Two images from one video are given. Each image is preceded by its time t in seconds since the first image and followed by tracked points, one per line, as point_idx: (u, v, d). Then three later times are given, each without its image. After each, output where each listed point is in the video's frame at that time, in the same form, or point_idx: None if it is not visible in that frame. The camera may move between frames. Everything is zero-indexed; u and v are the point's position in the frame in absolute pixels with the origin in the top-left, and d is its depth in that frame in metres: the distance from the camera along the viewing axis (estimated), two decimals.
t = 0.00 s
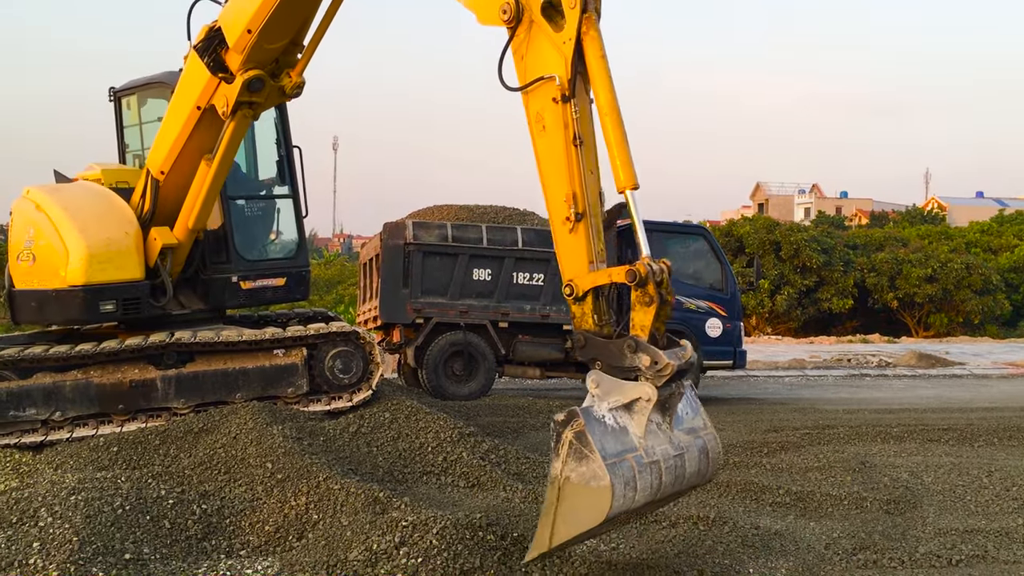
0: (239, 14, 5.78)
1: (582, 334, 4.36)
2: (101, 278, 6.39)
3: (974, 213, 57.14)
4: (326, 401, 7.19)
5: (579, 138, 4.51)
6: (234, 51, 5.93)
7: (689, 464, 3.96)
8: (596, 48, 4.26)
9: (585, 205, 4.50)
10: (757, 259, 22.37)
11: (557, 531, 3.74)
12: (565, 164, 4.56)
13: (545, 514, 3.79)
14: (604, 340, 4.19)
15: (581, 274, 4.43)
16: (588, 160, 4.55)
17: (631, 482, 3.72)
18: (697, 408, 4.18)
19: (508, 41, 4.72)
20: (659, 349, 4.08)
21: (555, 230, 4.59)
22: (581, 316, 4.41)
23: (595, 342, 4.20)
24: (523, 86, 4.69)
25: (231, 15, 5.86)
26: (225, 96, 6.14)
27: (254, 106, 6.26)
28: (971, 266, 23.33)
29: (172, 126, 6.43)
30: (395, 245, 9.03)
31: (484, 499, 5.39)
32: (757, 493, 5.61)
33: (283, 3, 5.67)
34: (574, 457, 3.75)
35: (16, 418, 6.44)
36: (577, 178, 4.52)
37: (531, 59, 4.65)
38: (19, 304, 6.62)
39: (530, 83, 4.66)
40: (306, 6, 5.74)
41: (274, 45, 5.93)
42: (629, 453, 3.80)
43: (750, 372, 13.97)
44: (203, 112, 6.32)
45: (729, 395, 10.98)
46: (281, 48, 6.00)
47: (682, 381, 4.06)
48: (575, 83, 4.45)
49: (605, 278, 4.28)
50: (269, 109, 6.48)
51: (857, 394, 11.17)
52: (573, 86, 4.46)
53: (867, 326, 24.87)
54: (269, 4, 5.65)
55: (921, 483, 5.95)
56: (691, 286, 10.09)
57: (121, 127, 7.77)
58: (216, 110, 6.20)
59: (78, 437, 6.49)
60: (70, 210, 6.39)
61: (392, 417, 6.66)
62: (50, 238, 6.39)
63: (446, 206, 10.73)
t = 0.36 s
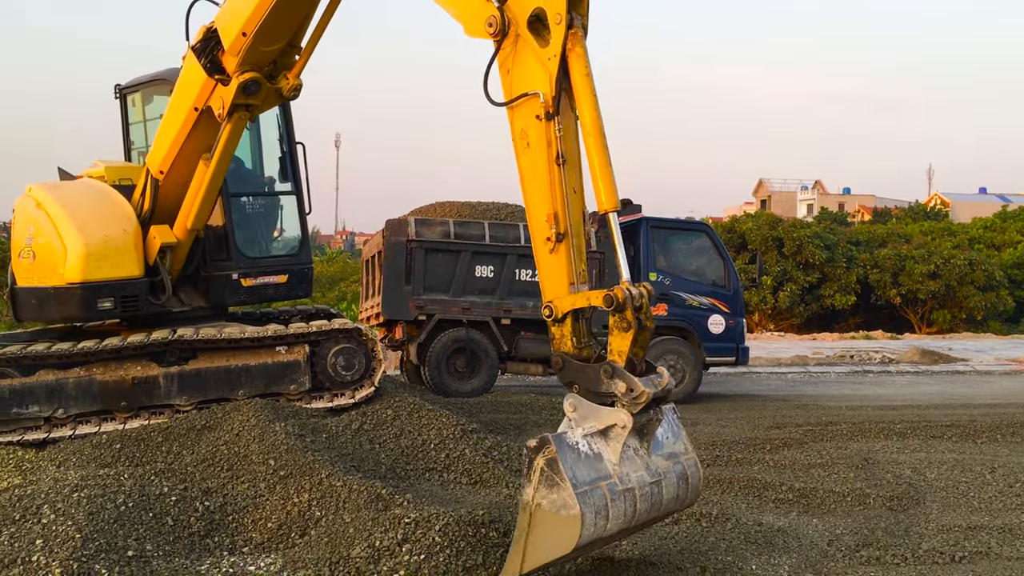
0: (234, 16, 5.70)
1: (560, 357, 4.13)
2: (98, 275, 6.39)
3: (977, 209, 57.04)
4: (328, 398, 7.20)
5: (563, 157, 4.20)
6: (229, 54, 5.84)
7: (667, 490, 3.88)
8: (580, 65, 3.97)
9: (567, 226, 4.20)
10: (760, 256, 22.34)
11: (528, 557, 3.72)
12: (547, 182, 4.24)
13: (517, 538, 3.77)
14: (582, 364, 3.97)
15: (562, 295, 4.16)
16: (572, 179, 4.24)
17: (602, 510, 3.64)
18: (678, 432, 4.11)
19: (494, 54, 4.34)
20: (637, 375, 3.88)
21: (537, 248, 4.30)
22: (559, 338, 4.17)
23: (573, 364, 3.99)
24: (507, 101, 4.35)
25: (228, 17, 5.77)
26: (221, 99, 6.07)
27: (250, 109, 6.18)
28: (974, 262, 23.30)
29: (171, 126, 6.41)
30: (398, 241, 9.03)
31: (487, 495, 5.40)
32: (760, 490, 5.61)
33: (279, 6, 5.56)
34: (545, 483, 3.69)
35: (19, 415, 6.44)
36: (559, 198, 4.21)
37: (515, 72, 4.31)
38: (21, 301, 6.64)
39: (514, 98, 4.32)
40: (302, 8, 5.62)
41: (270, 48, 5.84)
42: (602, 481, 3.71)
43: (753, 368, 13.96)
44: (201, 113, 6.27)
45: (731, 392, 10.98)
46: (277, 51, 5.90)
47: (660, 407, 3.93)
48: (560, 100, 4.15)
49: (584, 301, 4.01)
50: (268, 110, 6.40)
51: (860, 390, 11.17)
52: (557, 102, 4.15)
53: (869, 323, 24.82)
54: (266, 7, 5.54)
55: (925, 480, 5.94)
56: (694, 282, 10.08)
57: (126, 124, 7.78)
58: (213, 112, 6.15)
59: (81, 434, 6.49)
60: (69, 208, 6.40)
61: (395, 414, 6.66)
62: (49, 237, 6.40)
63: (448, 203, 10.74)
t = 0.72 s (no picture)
0: (229, 15, 5.64)
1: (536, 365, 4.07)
2: (96, 273, 6.39)
3: (977, 206, 57.00)
4: (329, 395, 7.20)
5: (546, 165, 4.08)
6: (224, 54, 5.80)
7: (639, 502, 3.88)
8: (567, 75, 3.83)
9: (548, 235, 4.08)
10: (761, 253, 22.32)
11: (498, 565, 3.73)
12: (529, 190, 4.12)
13: (487, 547, 3.78)
14: (559, 374, 3.93)
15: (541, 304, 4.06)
16: (555, 189, 4.12)
17: (572, 523, 3.65)
18: (655, 442, 4.11)
19: (481, 57, 4.22)
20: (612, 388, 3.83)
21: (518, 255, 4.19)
22: (536, 347, 4.10)
23: (549, 374, 3.94)
24: (493, 105, 4.23)
25: (222, 17, 5.72)
26: (216, 99, 6.03)
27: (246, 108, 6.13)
28: (975, 258, 23.29)
29: (168, 125, 6.39)
30: (398, 239, 9.02)
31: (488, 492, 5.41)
32: (761, 487, 5.61)
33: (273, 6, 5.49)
34: (516, 495, 3.70)
35: (20, 413, 6.44)
36: (542, 207, 4.09)
37: (502, 76, 4.19)
38: (21, 300, 6.64)
39: (500, 103, 4.20)
40: (296, 8, 5.56)
41: (264, 48, 5.78)
42: (573, 493, 3.72)
43: (754, 365, 13.96)
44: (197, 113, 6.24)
45: (732, 389, 10.98)
46: (272, 51, 5.85)
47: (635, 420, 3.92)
48: (545, 108, 4.03)
49: (562, 313, 3.91)
50: (264, 109, 6.35)
51: (861, 387, 11.17)
52: (543, 111, 4.03)
53: (870, 320, 24.80)
54: (259, 6, 5.47)
55: (925, 476, 5.94)
56: (694, 279, 10.08)
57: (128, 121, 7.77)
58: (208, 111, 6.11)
59: (82, 432, 6.49)
60: (68, 206, 6.40)
61: (396, 412, 6.67)
62: (47, 235, 6.39)
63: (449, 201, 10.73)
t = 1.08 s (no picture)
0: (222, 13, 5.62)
1: (496, 369, 4.08)
2: (93, 272, 6.39)
3: (976, 204, 56.98)
4: (329, 394, 7.20)
5: (520, 173, 4.03)
6: (218, 52, 5.77)
7: (586, 508, 3.95)
8: (548, 86, 3.75)
9: (518, 243, 4.03)
10: (761, 251, 22.32)
11: (443, 559, 3.85)
12: (503, 194, 4.07)
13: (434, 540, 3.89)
14: (515, 381, 3.94)
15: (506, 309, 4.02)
16: (528, 197, 4.08)
17: (515, 528, 3.72)
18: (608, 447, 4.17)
19: (465, 56, 4.14)
20: (566, 400, 3.83)
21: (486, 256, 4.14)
22: (498, 351, 4.09)
23: (507, 380, 3.96)
24: (473, 106, 4.16)
25: (216, 16, 5.70)
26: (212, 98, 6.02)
27: (243, 105, 6.12)
28: (974, 256, 23.29)
29: (164, 126, 6.38)
30: (398, 237, 9.02)
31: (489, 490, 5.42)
32: (761, 484, 5.62)
33: (268, 4, 5.47)
34: (463, 496, 3.77)
35: (21, 412, 6.44)
36: (513, 214, 4.04)
37: (485, 78, 4.11)
38: (21, 299, 6.63)
39: (480, 105, 4.14)
40: (290, 6, 5.53)
41: (259, 46, 5.76)
42: (518, 499, 3.77)
43: (754, 363, 13.98)
44: (195, 112, 6.24)
45: (732, 387, 10.99)
46: (267, 49, 5.82)
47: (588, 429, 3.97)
48: (523, 116, 3.97)
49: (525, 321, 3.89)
50: (259, 108, 6.34)
51: (861, 384, 11.18)
52: (520, 119, 3.96)
53: (870, 317, 24.81)
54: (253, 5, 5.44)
55: (925, 474, 5.95)
56: (694, 277, 10.08)
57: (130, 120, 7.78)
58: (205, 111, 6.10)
59: (83, 431, 6.49)
60: (66, 205, 6.40)
61: (396, 410, 6.67)
62: (46, 235, 6.39)
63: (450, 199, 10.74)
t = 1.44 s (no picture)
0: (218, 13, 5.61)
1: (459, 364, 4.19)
2: (92, 272, 6.39)
3: (977, 202, 56.94)
4: (330, 393, 7.21)
5: (497, 178, 4.04)
6: (214, 52, 5.77)
7: (536, 504, 4.07)
8: (530, 96, 3.75)
9: (491, 246, 4.07)
10: (761, 249, 22.31)
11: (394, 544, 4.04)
12: (479, 195, 4.09)
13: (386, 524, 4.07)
14: (477, 380, 4.07)
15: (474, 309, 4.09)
16: (504, 200, 4.11)
17: (463, 524, 3.86)
18: (565, 446, 4.28)
19: (452, 54, 4.11)
20: (524, 405, 3.96)
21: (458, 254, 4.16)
22: (462, 348, 4.19)
23: (470, 379, 4.08)
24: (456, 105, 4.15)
25: (212, 16, 5.69)
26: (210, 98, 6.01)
27: (240, 105, 6.11)
28: (975, 254, 23.27)
29: (163, 127, 6.39)
30: (399, 237, 9.01)
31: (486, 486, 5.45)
32: (762, 483, 5.62)
33: (263, 3, 5.46)
34: (416, 490, 3.91)
35: (22, 412, 6.44)
36: (488, 217, 4.07)
37: (469, 78, 4.09)
38: (21, 298, 6.64)
39: (463, 105, 4.12)
40: (286, 5, 5.52)
41: (255, 45, 5.75)
42: (469, 496, 3.90)
43: (755, 362, 13.98)
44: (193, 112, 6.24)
45: (733, 385, 10.99)
46: (263, 48, 5.81)
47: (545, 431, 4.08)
48: (505, 122, 3.97)
49: (490, 325, 3.97)
50: (257, 108, 6.33)
51: (862, 383, 11.19)
52: (501, 124, 3.97)
53: (871, 316, 24.81)
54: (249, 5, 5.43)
55: (927, 472, 5.95)
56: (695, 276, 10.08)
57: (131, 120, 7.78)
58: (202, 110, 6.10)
59: (84, 431, 6.49)
60: (65, 204, 6.40)
61: (397, 410, 6.68)
62: (46, 234, 6.39)
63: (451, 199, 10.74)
